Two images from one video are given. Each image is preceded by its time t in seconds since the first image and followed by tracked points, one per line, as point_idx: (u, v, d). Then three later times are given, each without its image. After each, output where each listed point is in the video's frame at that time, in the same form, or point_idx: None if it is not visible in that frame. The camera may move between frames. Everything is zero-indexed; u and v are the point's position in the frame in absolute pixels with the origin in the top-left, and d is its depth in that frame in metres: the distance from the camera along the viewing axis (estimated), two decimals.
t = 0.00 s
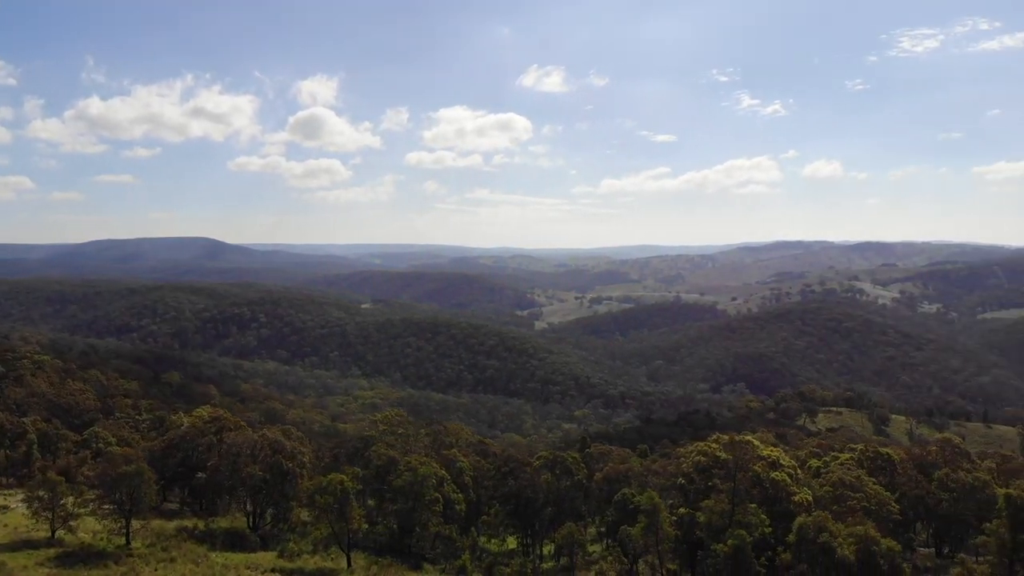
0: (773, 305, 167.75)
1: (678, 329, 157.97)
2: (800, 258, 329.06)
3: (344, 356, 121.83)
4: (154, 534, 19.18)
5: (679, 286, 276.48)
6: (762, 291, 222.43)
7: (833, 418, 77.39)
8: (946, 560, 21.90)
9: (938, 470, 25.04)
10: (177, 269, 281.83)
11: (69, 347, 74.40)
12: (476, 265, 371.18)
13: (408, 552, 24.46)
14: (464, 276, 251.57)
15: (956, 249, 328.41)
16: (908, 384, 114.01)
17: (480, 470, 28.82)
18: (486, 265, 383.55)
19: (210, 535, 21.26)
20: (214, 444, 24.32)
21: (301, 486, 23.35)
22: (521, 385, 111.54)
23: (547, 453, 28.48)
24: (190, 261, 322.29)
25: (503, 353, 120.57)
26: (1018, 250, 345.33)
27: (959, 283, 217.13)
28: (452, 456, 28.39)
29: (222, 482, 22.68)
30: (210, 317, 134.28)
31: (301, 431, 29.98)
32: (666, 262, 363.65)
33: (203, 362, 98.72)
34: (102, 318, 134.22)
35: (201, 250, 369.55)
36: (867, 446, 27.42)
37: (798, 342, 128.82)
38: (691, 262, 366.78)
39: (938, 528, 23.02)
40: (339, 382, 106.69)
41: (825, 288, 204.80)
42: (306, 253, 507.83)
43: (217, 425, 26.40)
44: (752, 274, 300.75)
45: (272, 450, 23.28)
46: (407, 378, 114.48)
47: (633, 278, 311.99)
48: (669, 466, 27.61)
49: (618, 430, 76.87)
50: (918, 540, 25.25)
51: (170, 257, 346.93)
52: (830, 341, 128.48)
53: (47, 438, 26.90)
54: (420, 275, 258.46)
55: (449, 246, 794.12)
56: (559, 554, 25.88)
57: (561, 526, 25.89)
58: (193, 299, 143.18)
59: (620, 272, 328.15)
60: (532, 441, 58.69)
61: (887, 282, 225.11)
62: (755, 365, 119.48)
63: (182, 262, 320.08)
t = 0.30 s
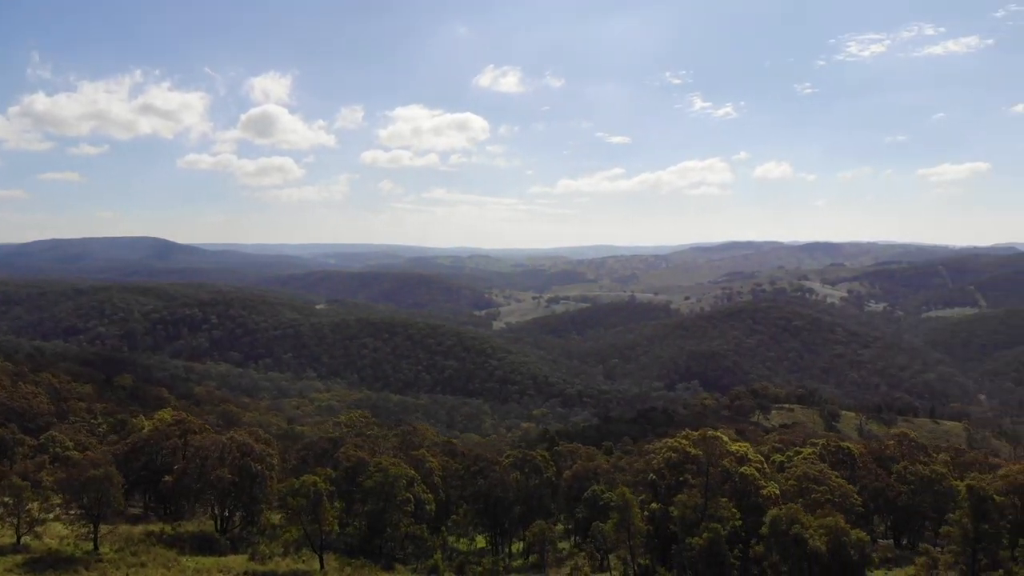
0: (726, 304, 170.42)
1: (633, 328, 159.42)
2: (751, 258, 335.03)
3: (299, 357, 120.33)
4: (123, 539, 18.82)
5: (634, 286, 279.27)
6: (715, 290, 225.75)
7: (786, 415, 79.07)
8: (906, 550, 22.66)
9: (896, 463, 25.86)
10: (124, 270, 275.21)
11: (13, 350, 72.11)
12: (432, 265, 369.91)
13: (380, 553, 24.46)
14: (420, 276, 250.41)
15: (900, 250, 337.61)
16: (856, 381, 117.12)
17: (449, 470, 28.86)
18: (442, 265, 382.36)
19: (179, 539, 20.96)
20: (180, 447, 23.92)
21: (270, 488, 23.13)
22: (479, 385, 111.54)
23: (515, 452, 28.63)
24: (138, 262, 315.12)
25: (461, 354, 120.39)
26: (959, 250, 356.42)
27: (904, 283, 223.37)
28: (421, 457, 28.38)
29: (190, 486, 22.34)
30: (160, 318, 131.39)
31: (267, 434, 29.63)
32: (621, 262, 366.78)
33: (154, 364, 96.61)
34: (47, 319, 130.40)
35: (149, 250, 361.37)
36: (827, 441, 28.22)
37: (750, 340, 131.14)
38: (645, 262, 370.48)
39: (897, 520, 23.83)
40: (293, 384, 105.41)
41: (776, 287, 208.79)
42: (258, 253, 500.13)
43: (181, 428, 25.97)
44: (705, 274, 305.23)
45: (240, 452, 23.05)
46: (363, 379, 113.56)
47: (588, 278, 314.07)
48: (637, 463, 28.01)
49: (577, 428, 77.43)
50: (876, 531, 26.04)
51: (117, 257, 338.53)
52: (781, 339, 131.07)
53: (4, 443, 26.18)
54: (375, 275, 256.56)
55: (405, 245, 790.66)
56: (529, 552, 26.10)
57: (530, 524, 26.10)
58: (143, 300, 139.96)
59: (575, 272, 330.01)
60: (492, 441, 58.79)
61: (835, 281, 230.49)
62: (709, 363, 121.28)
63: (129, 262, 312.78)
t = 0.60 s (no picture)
0: (680, 304, 172.62)
1: (589, 327, 160.56)
2: (703, 258, 340.16)
3: (252, 359, 118.59)
4: (91, 544, 18.47)
5: (589, 286, 281.31)
6: (668, 290, 228.78)
7: (741, 412, 80.53)
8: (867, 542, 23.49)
9: (855, 457, 26.76)
10: (69, 271, 267.82)
11: None
12: (388, 265, 367.91)
13: (351, 554, 24.46)
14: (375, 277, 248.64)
15: (848, 250, 345.87)
16: (807, 378, 119.83)
17: (418, 470, 28.90)
18: (397, 265, 380.09)
19: (146, 542, 20.61)
20: (145, 451, 23.46)
21: (240, 490, 22.91)
22: (436, 386, 111.34)
23: (484, 451, 28.79)
24: (83, 262, 307.17)
25: (418, 355, 119.94)
26: (904, 251, 366.44)
27: (851, 283, 228.95)
28: (390, 458, 28.34)
29: (157, 490, 21.97)
30: (108, 319, 128.21)
31: (232, 436, 29.21)
32: (576, 262, 368.93)
33: (102, 367, 94.26)
34: None
35: (96, 250, 352.32)
36: (789, 436, 28.99)
37: (704, 338, 133.16)
38: (600, 262, 373.35)
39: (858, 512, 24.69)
40: (247, 386, 103.86)
41: (728, 287, 212.26)
42: (209, 253, 491.47)
43: (144, 430, 25.46)
44: (659, 274, 308.91)
45: (208, 454, 22.69)
46: (319, 381, 112.36)
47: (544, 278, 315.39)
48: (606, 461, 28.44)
49: (536, 427, 77.77)
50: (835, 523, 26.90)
51: (62, 258, 329.34)
52: (734, 338, 133.42)
53: None
54: (330, 276, 253.94)
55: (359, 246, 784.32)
56: (500, 550, 26.27)
57: (501, 523, 26.32)
58: (90, 302, 136.35)
59: (531, 272, 331.11)
60: (453, 440, 58.79)
61: (785, 281, 235.36)
62: (664, 361, 122.80)
63: (75, 262, 304.65)
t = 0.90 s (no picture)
0: (636, 304, 174.32)
1: (547, 327, 161.29)
2: (658, 259, 344.21)
3: (205, 361, 116.46)
4: (58, 550, 18.07)
5: (546, 286, 282.37)
6: (624, 290, 231.06)
7: (698, 409, 81.74)
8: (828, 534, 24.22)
9: (816, 452, 27.49)
10: (11, 271, 259.74)
11: None
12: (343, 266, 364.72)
13: (322, 556, 24.35)
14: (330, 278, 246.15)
15: (797, 251, 353.26)
16: (759, 376, 122.06)
17: (386, 471, 28.87)
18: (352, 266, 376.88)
19: (113, 548, 20.23)
20: (110, 455, 23.01)
21: (209, 493, 22.57)
22: (394, 388, 110.87)
23: (454, 452, 28.89)
24: (27, 262, 298.36)
25: (375, 357, 119.22)
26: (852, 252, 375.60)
27: (802, 282, 233.75)
28: (360, 460, 28.23)
29: (124, 494, 21.59)
30: (54, 321, 124.68)
31: (197, 439, 28.79)
32: (532, 262, 370.08)
33: (49, 370, 91.67)
34: None
35: (40, 249, 342.47)
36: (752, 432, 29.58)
37: (659, 337, 134.77)
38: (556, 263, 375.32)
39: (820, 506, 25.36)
40: (200, 389, 101.98)
41: (682, 287, 215.27)
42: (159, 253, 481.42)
43: (108, 434, 24.97)
44: (614, 274, 311.58)
45: (176, 458, 22.34)
46: (273, 383, 110.82)
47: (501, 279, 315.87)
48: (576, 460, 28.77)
49: (496, 427, 77.91)
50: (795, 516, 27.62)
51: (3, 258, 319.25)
52: (688, 337, 135.32)
53: None
54: (284, 276, 250.77)
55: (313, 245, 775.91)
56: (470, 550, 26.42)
57: (472, 522, 26.53)
58: (34, 303, 132.44)
59: (487, 272, 331.30)
60: (414, 442, 58.60)
61: (737, 280, 239.54)
62: (620, 360, 123.99)
63: (18, 262, 295.69)
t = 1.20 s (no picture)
0: (592, 303, 175.61)
1: (504, 327, 161.63)
2: (613, 258, 347.24)
3: (155, 362, 113.99)
4: (25, 556, 17.70)
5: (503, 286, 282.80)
6: (580, 289, 232.84)
7: (655, 406, 82.84)
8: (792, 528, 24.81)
9: (779, 446, 28.14)
10: None
11: None
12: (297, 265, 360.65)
13: (293, 558, 24.17)
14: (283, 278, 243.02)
15: (748, 251, 359.51)
16: (713, 374, 124.06)
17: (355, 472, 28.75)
18: (305, 266, 372.36)
19: (79, 553, 19.84)
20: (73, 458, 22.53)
21: (176, 496, 22.20)
22: (350, 389, 110.11)
23: (423, 452, 28.92)
24: None
25: (331, 358, 118.21)
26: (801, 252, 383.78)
27: (753, 281, 238.13)
28: (328, 462, 28.07)
29: (89, 498, 21.17)
30: None
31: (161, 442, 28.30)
32: (488, 262, 370.23)
33: None
34: None
35: None
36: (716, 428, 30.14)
37: (615, 335, 135.98)
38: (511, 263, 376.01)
39: (784, 500, 26.03)
40: (150, 392, 99.80)
41: (637, 286, 217.82)
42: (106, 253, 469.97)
43: (69, 437, 24.43)
44: (570, 274, 313.56)
45: (143, 461, 21.98)
46: (226, 386, 108.99)
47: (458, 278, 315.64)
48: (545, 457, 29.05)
49: (455, 427, 77.90)
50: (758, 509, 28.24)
51: None
52: (643, 335, 136.84)
53: None
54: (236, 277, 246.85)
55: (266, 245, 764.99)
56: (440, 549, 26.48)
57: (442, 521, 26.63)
58: None
59: (443, 272, 330.63)
60: (373, 442, 58.28)
61: (691, 279, 243.03)
62: (577, 359, 124.86)
63: None
